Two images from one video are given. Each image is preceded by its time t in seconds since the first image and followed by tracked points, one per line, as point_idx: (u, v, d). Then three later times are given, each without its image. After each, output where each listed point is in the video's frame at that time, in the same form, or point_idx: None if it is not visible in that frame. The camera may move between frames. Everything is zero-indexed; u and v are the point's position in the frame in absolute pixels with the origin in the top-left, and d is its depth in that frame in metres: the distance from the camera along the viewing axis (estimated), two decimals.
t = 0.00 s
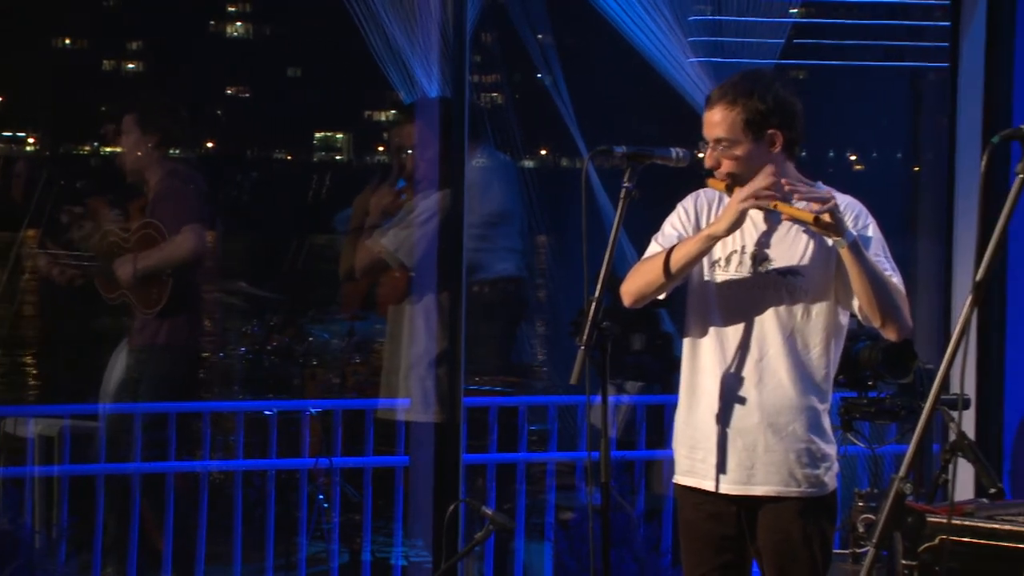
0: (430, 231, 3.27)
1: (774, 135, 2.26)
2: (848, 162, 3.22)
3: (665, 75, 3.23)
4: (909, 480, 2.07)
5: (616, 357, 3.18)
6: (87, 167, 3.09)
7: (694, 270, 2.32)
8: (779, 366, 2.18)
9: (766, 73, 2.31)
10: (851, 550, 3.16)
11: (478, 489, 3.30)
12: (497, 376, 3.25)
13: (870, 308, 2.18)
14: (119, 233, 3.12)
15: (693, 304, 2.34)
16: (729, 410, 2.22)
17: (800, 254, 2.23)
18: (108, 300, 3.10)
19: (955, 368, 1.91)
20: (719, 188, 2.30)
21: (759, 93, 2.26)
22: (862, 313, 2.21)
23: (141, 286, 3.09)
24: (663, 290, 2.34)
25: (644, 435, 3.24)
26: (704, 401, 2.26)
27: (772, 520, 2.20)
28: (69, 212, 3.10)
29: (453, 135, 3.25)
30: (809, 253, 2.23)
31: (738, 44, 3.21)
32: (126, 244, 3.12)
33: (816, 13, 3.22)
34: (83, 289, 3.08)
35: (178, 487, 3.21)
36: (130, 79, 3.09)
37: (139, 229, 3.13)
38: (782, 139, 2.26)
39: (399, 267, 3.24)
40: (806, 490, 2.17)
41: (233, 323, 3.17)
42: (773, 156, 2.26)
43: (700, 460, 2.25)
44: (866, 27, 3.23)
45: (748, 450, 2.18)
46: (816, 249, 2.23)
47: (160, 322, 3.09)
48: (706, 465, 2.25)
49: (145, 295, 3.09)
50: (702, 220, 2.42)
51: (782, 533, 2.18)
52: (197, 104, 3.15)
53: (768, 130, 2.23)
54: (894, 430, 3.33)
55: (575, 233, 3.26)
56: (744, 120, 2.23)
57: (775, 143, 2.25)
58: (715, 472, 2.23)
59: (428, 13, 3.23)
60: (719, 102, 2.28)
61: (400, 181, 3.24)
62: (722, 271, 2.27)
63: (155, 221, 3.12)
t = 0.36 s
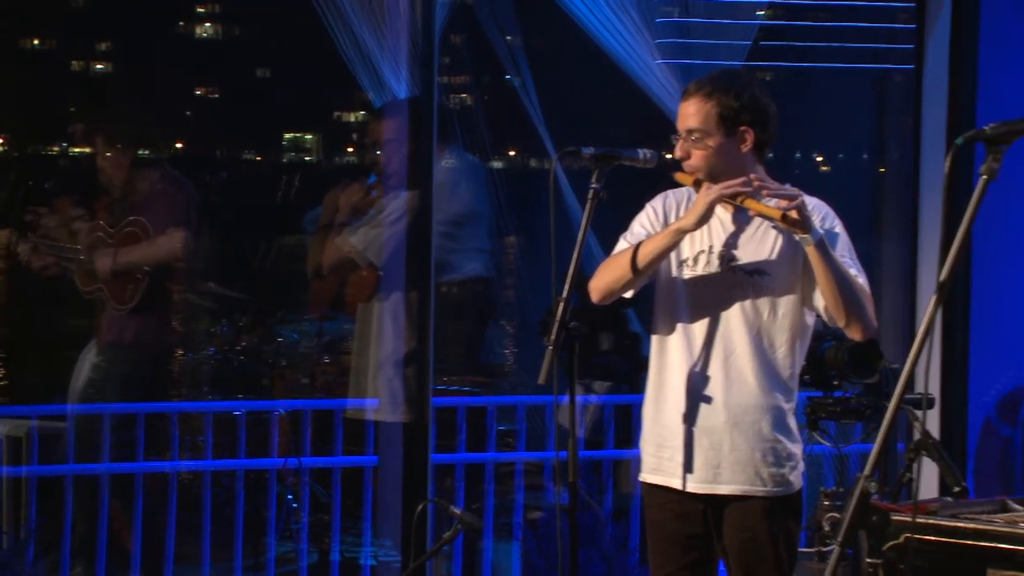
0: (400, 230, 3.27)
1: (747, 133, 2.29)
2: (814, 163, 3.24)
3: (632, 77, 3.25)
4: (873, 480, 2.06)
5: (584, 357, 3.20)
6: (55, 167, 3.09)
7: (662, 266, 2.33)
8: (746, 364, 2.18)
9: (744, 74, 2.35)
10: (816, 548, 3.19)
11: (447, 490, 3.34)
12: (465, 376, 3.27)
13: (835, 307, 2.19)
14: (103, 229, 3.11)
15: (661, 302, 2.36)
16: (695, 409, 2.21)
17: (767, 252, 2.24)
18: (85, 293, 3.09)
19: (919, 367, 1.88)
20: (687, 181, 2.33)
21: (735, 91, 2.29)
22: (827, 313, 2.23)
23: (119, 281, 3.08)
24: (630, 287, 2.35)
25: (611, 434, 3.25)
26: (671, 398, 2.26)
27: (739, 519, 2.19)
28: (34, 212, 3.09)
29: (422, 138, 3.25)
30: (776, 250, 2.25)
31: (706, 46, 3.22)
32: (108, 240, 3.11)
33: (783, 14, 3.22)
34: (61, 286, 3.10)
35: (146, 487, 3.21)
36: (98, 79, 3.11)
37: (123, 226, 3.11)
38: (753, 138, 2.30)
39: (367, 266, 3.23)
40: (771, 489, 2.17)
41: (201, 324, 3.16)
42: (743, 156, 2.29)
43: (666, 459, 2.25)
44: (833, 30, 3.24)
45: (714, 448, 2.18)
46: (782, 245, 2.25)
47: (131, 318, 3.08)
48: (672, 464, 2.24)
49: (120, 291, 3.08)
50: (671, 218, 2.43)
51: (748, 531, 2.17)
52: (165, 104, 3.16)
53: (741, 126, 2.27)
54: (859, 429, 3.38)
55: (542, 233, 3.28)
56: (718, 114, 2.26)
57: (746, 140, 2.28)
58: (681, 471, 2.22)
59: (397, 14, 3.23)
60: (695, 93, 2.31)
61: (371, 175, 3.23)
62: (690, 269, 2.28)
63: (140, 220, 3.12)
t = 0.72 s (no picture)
0: (364, 232, 3.22)
1: (707, 135, 2.30)
2: (776, 164, 3.28)
3: (595, 78, 3.27)
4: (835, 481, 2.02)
5: (547, 357, 3.19)
6: (18, 168, 3.10)
7: (625, 268, 2.36)
8: (709, 365, 2.20)
9: (704, 76, 2.37)
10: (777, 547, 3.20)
11: (410, 488, 3.35)
12: (429, 377, 3.29)
13: (797, 309, 2.22)
14: (66, 231, 3.06)
15: (625, 304, 2.36)
16: (659, 410, 2.23)
17: (728, 254, 2.27)
18: (48, 294, 3.05)
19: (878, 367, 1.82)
20: (648, 184, 2.33)
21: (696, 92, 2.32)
22: (787, 314, 2.25)
23: (81, 282, 3.02)
24: (594, 289, 2.37)
25: (575, 433, 3.33)
26: (635, 400, 2.26)
27: (701, 518, 2.20)
28: None
29: (385, 140, 3.22)
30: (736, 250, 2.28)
31: (666, 48, 3.25)
32: (71, 241, 3.05)
33: (744, 17, 3.27)
34: (28, 286, 3.09)
35: (111, 488, 3.20)
36: (62, 79, 3.13)
37: (87, 227, 3.05)
38: (713, 141, 2.30)
39: (333, 267, 3.20)
40: (734, 488, 2.19)
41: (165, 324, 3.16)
42: (704, 157, 2.30)
43: (630, 458, 2.25)
44: (794, 32, 3.28)
45: (678, 448, 2.19)
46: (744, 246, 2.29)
47: (95, 320, 3.01)
48: (636, 464, 2.25)
49: (82, 292, 3.02)
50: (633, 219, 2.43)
51: (711, 530, 2.19)
52: (130, 106, 3.18)
53: (701, 129, 2.28)
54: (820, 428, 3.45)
55: (506, 233, 3.31)
56: (679, 116, 2.28)
57: (706, 143, 2.29)
58: (645, 470, 2.23)
59: (360, 15, 3.23)
60: (657, 96, 2.33)
61: (334, 178, 3.21)
62: (653, 271, 2.30)
63: (105, 221, 3.05)
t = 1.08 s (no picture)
0: (329, 234, 3.25)
1: (664, 138, 2.35)
2: (737, 167, 3.32)
3: (558, 81, 3.31)
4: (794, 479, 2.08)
5: (510, 358, 3.23)
6: None
7: (588, 270, 2.37)
8: (673, 364, 2.25)
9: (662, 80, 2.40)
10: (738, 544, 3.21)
11: (375, 487, 3.37)
12: (393, 376, 3.31)
13: (757, 307, 2.26)
14: (11, 234, 3.08)
15: (587, 308, 2.39)
16: (623, 409, 2.26)
17: (688, 255, 2.30)
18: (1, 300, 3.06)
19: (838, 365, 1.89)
20: (607, 186, 2.36)
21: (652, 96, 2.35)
22: (750, 314, 2.29)
23: (34, 287, 3.02)
24: (557, 291, 2.40)
25: (538, 432, 3.35)
26: (600, 400, 2.29)
27: (665, 515, 2.24)
28: None
29: (350, 142, 3.25)
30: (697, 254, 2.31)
31: (628, 51, 3.30)
32: (18, 246, 3.06)
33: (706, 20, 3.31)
34: None
35: (76, 486, 3.24)
36: (28, 81, 3.13)
37: (32, 229, 3.06)
38: (671, 143, 2.35)
39: (299, 269, 3.22)
40: (698, 486, 2.23)
41: (130, 323, 3.19)
42: (661, 160, 2.34)
43: (596, 458, 2.28)
44: (755, 35, 3.34)
45: (643, 447, 2.23)
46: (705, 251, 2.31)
47: (53, 322, 3.01)
48: (602, 463, 2.28)
49: (37, 295, 3.02)
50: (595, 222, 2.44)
51: (675, 527, 2.23)
52: (96, 108, 3.18)
53: (658, 132, 2.33)
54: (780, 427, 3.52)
55: (469, 234, 3.35)
56: (637, 120, 2.31)
57: (664, 146, 2.33)
58: (611, 470, 2.26)
59: (325, 18, 3.25)
60: (614, 100, 2.36)
61: (297, 181, 3.24)
62: (614, 271, 2.32)
63: (46, 223, 3.04)
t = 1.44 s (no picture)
0: (292, 234, 3.25)
1: (630, 139, 2.37)
2: (699, 168, 3.40)
3: (521, 83, 3.36)
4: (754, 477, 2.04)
5: (474, 359, 3.20)
6: None
7: (550, 270, 2.39)
8: (633, 364, 2.26)
9: (624, 80, 2.43)
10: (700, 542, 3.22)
11: (338, 487, 3.42)
12: (357, 377, 3.34)
13: (721, 308, 2.28)
14: None
15: (550, 306, 2.39)
16: (584, 409, 2.28)
17: (652, 255, 2.32)
18: None
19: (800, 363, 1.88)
20: (574, 190, 2.37)
21: (616, 100, 2.38)
22: (712, 313, 2.31)
23: None
24: (519, 290, 2.41)
25: (501, 433, 3.42)
26: (560, 399, 2.32)
27: (626, 514, 2.26)
28: None
29: (314, 142, 3.24)
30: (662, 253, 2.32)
31: (591, 53, 3.36)
32: None
33: (667, 22, 3.37)
34: None
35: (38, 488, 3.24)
36: None
37: None
38: (637, 144, 2.37)
39: (260, 268, 3.21)
40: (658, 485, 2.25)
41: (94, 324, 3.20)
42: (627, 161, 2.37)
43: (557, 458, 2.30)
44: (717, 38, 3.41)
45: (603, 447, 2.25)
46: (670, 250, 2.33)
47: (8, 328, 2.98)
48: (563, 462, 2.30)
49: None
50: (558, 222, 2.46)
51: (635, 526, 2.24)
52: (60, 108, 3.19)
53: (624, 133, 2.35)
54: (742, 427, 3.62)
55: (433, 237, 3.40)
56: (602, 123, 2.33)
57: (630, 148, 2.35)
58: (571, 469, 2.28)
59: (287, 19, 3.26)
60: (578, 104, 2.38)
61: (263, 182, 3.25)
62: (577, 270, 2.34)
63: None
